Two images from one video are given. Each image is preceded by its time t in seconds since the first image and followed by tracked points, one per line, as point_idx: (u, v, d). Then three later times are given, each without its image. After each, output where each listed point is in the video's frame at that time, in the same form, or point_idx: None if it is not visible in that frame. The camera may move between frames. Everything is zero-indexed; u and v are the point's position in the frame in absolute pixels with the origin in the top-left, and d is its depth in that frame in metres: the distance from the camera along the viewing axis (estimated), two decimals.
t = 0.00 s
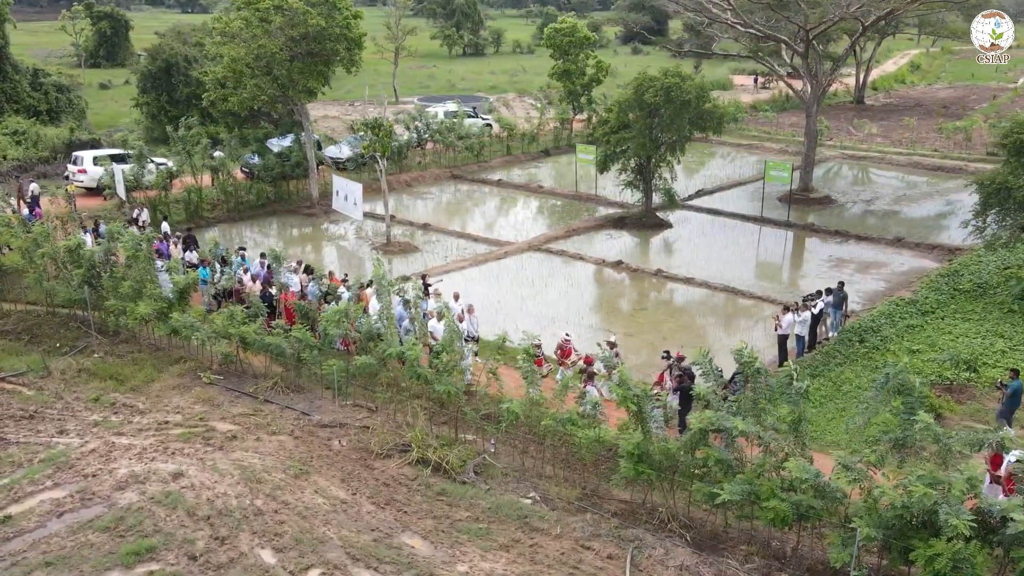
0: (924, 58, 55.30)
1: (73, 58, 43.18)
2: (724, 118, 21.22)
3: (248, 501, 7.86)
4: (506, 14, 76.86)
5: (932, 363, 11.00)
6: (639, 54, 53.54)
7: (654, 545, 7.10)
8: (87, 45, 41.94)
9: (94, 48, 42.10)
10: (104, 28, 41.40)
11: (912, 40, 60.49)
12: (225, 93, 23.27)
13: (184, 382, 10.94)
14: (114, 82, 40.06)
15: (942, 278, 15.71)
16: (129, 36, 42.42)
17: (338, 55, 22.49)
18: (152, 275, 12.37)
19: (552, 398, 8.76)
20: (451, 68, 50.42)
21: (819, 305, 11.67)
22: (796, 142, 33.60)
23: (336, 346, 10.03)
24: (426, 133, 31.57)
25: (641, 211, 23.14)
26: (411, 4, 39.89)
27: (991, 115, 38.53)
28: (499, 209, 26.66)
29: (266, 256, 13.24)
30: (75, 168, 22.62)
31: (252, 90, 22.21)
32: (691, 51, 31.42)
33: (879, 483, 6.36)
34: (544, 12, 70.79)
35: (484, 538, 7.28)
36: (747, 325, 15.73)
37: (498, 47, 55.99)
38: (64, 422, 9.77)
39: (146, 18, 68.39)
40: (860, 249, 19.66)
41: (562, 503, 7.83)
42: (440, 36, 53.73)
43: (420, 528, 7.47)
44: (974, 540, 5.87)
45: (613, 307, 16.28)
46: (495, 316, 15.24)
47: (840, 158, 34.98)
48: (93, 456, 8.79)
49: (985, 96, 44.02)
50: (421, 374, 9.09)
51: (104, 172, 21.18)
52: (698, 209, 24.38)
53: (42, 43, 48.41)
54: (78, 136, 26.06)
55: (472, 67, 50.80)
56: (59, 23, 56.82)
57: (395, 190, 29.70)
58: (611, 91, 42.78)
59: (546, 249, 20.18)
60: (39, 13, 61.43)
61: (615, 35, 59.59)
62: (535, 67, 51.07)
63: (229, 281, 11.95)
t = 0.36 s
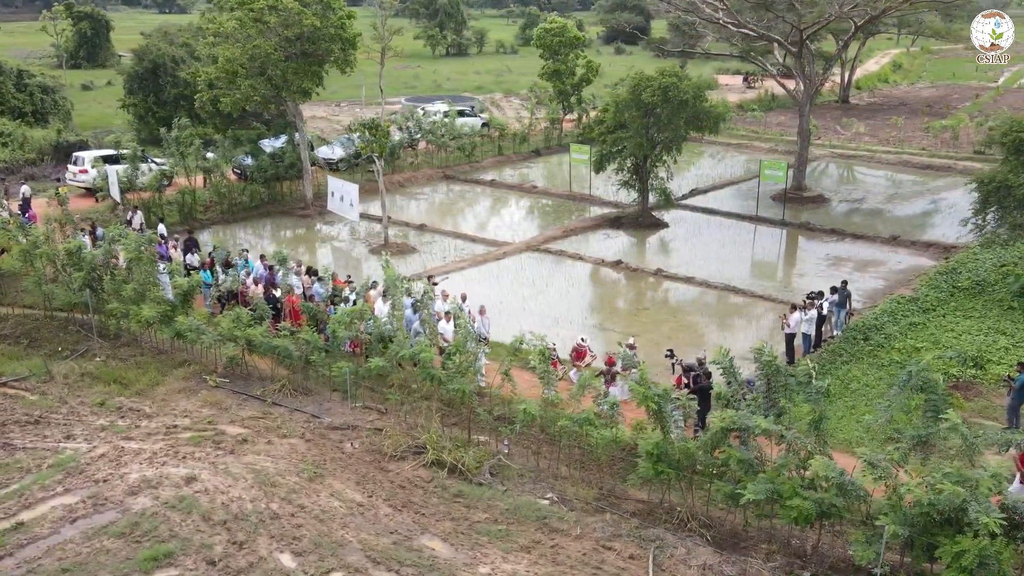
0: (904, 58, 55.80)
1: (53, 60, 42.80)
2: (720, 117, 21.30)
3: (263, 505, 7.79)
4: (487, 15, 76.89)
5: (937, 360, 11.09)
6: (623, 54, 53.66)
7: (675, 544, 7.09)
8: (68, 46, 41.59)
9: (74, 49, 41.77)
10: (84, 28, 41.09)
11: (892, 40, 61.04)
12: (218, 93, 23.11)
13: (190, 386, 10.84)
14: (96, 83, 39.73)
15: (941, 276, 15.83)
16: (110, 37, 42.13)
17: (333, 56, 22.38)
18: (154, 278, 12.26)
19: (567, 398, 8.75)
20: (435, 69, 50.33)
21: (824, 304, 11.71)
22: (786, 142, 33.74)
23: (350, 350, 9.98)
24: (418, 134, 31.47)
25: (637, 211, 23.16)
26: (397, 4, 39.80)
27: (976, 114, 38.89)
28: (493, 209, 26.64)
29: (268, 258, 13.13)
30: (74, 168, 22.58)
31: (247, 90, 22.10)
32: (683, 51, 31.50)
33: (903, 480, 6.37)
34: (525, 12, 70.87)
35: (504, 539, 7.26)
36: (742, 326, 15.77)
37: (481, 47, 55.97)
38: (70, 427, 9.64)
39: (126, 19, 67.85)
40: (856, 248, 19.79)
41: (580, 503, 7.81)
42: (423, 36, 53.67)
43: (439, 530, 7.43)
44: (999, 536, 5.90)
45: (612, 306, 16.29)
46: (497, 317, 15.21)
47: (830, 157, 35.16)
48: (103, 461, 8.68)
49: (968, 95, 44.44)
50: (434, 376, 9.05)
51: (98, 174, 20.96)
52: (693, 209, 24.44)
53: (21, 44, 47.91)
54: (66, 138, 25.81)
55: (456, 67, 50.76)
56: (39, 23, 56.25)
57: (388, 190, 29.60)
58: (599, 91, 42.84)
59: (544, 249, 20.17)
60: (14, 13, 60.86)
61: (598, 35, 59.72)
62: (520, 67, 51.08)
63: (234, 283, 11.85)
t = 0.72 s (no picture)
0: (887, 57, 56.22)
1: (33, 60, 42.38)
2: (718, 116, 21.37)
3: (280, 509, 7.74)
4: (470, 15, 76.82)
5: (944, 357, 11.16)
6: (607, 54, 53.75)
7: (697, 544, 7.09)
8: (49, 46, 41.19)
9: (55, 49, 41.40)
10: (65, 28, 40.73)
11: (873, 40, 61.48)
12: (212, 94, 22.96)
13: (198, 389, 10.75)
14: (79, 84, 39.39)
15: (940, 274, 15.96)
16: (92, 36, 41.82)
17: (328, 56, 22.30)
18: (158, 279, 12.15)
19: (582, 397, 8.75)
20: (421, 69, 50.24)
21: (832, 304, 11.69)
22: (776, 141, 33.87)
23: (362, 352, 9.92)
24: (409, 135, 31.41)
25: (634, 211, 23.20)
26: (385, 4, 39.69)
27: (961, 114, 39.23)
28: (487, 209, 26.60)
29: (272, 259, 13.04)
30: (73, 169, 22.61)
31: (242, 91, 21.97)
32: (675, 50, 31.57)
33: (927, 478, 6.40)
34: (508, 12, 70.89)
35: (526, 540, 7.24)
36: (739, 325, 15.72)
37: (465, 47, 55.92)
38: (78, 431, 9.54)
39: (105, 18, 67.29)
40: (854, 246, 19.90)
41: (599, 503, 7.81)
42: (407, 36, 53.55)
43: (459, 532, 7.41)
44: None
45: (612, 305, 16.37)
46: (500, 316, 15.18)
47: (821, 156, 35.33)
48: (115, 466, 8.59)
49: (952, 94, 44.83)
50: (449, 377, 9.01)
51: (93, 175, 20.75)
52: (689, 208, 24.50)
53: None
54: (57, 139, 25.55)
55: (442, 67, 50.70)
56: (17, 23, 55.68)
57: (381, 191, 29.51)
58: (589, 91, 42.89)
59: (543, 249, 20.17)
60: None
61: (582, 34, 59.86)
62: (506, 67, 51.07)
63: (239, 285, 11.77)
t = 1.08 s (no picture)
0: (871, 56, 56.56)
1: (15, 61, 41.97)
2: (716, 116, 21.43)
3: (297, 512, 7.69)
4: (454, 15, 76.72)
5: (954, 356, 11.22)
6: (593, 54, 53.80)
7: (718, 543, 7.08)
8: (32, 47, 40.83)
9: (38, 50, 41.04)
10: (48, 28, 40.36)
11: (857, 39, 61.82)
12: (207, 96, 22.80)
13: (205, 392, 10.67)
14: (63, 84, 39.05)
15: (940, 272, 16.07)
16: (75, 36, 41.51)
17: (325, 56, 22.20)
18: (162, 281, 12.07)
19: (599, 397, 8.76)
20: (408, 69, 50.14)
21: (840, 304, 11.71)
22: (768, 141, 33.97)
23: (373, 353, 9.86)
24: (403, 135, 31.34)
25: (633, 210, 23.24)
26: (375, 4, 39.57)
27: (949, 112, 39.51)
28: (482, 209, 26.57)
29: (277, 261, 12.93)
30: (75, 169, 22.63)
31: (239, 91, 21.83)
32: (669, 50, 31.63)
33: (949, 475, 6.43)
34: (493, 12, 70.87)
35: (546, 541, 7.23)
36: (734, 324, 15.66)
37: (451, 47, 55.86)
38: (87, 435, 9.45)
39: (84, 18, 66.76)
40: (854, 245, 19.98)
41: (617, 503, 7.80)
42: (393, 36, 53.43)
43: (478, 533, 7.39)
44: None
45: (612, 304, 16.41)
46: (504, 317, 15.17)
47: (813, 155, 35.49)
48: (127, 470, 8.52)
49: (938, 93, 45.17)
50: (463, 379, 8.98)
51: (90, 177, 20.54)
52: (687, 208, 24.55)
53: None
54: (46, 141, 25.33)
55: (429, 67, 50.61)
56: None
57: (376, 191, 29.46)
58: (579, 91, 42.92)
59: (544, 249, 20.18)
60: None
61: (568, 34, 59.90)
62: (493, 67, 51.04)
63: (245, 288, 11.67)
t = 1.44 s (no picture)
0: (854, 56, 57.02)
1: None
2: (714, 116, 21.53)
3: (315, 515, 7.64)
4: (436, 15, 76.56)
5: (960, 354, 11.29)
6: (578, 54, 53.85)
7: (741, 543, 7.08)
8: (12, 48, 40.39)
9: (19, 50, 40.63)
10: (29, 29, 39.94)
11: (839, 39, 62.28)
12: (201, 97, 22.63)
13: (213, 395, 10.59)
14: (45, 85, 38.62)
15: (940, 270, 16.21)
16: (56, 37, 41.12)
17: (322, 57, 22.13)
18: (166, 284, 11.98)
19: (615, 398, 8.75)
20: (393, 69, 49.99)
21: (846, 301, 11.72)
22: (759, 141, 34.06)
23: (385, 355, 9.81)
24: (395, 136, 31.23)
25: (630, 210, 23.28)
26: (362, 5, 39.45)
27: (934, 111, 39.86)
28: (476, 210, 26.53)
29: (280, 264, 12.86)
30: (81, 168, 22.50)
31: (235, 92, 21.70)
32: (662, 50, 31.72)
33: (972, 473, 6.46)
34: (475, 12, 70.81)
35: (568, 542, 7.22)
36: (728, 324, 15.62)
37: (435, 47, 55.77)
38: (96, 440, 9.35)
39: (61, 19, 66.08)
40: (851, 245, 20.08)
41: (637, 504, 7.80)
42: (376, 37, 53.28)
43: (499, 535, 7.38)
44: None
45: (611, 303, 16.48)
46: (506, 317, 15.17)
47: (804, 154, 35.67)
48: (140, 475, 8.44)
49: (923, 92, 45.51)
50: (479, 380, 8.93)
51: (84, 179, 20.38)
52: (684, 208, 24.60)
53: None
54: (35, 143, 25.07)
55: (414, 67, 50.49)
56: None
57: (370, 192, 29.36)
58: (567, 91, 42.95)
59: (543, 250, 20.20)
60: None
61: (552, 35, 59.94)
62: (479, 67, 50.99)
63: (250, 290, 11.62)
